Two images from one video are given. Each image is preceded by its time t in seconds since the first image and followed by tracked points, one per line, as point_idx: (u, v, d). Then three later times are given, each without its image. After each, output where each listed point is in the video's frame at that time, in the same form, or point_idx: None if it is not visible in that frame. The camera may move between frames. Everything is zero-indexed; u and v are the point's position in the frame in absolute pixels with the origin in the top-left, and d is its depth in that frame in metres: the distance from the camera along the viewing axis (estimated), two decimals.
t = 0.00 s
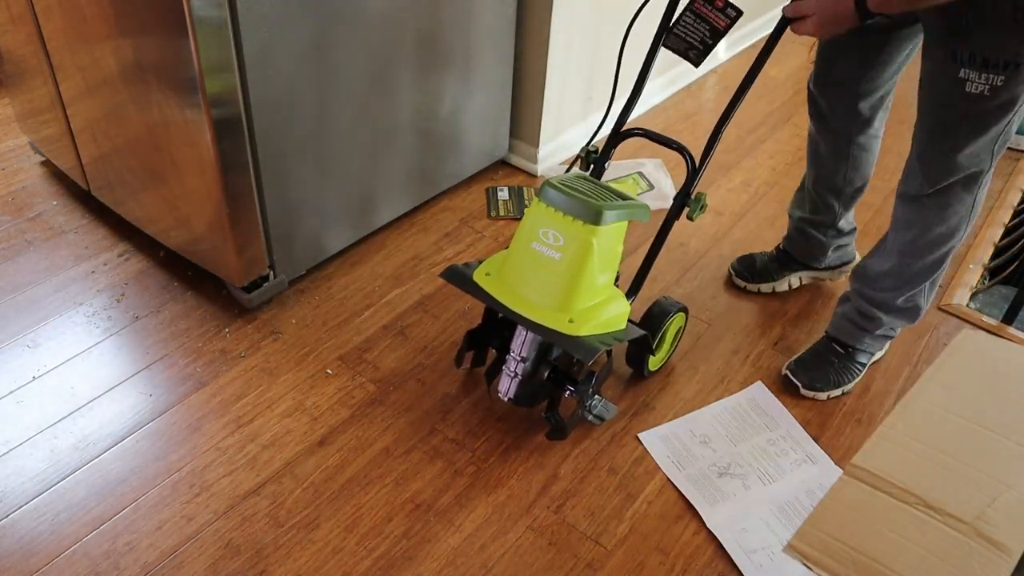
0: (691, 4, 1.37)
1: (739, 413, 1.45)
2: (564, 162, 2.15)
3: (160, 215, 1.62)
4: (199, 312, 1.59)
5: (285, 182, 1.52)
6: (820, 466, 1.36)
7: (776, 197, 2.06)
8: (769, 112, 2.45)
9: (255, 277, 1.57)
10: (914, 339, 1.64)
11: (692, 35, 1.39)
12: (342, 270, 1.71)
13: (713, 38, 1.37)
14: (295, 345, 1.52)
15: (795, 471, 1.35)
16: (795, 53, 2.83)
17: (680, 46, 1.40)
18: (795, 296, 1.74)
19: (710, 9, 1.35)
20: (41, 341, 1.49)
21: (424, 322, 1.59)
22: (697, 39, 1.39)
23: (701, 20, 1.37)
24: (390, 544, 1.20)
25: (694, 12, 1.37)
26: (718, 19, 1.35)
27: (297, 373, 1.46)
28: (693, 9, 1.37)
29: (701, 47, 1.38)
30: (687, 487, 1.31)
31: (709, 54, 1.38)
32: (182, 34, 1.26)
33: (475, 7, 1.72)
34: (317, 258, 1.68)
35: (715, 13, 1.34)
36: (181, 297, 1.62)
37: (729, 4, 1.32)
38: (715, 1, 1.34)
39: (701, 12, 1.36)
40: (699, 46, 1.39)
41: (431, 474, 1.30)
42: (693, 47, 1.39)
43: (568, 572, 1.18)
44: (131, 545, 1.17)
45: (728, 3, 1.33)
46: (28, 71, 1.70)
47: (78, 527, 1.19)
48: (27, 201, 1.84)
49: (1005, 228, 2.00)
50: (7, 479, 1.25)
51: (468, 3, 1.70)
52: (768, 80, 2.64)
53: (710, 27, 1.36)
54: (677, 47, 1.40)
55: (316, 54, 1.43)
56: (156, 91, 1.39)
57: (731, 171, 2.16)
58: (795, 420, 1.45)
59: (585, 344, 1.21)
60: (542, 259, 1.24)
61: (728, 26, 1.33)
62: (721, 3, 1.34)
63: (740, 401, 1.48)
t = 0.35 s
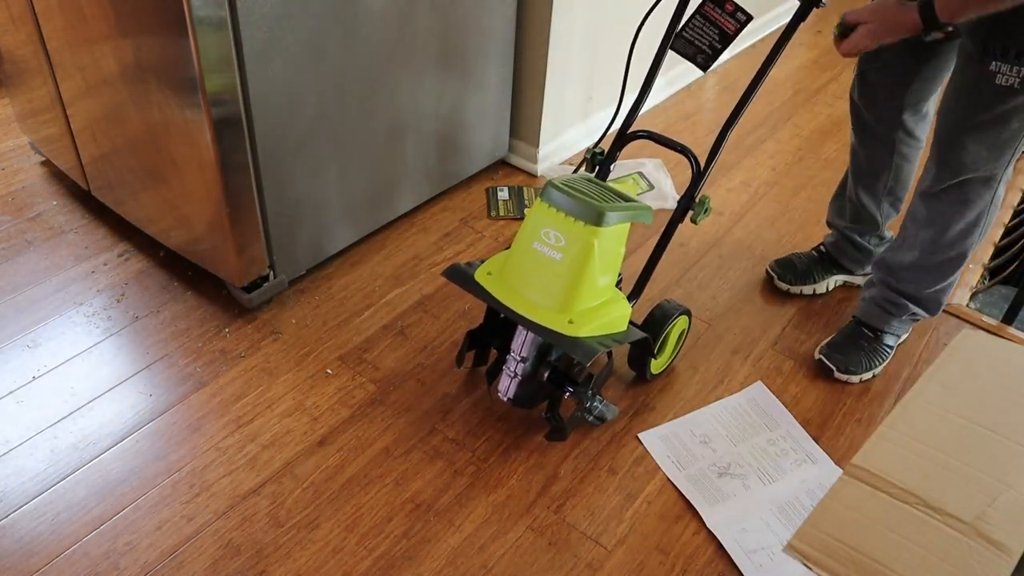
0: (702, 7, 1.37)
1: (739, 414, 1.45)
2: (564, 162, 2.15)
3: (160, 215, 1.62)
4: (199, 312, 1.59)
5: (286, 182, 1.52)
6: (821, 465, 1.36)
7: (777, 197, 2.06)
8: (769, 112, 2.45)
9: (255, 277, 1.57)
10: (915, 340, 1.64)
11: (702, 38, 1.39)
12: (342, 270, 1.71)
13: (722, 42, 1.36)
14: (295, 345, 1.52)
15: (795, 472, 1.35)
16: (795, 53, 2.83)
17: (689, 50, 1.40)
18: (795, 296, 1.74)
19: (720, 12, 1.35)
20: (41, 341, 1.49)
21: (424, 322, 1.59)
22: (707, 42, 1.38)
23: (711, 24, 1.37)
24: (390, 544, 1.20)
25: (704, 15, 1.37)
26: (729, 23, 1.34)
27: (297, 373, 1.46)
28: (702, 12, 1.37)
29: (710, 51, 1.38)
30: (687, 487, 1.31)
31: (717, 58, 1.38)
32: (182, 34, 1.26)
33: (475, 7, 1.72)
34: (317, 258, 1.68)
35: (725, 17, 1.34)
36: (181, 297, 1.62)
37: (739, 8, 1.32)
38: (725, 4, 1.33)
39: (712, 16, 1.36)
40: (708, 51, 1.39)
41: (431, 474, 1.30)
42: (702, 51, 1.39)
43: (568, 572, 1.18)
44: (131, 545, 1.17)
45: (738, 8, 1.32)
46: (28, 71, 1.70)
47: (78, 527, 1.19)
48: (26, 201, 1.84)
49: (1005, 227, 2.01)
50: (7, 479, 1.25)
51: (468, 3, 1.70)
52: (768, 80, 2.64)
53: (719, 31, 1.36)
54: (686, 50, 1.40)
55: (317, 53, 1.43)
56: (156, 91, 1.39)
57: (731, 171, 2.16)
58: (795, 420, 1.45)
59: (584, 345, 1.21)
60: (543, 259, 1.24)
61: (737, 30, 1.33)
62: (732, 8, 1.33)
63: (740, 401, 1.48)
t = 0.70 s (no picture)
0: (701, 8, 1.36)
1: (739, 414, 1.45)
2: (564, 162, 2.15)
3: (160, 215, 1.62)
4: (199, 312, 1.59)
5: (286, 182, 1.52)
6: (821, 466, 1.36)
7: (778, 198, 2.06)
8: (770, 112, 2.45)
9: (255, 277, 1.57)
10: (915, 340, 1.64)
11: (701, 38, 1.38)
12: (342, 270, 1.71)
13: (723, 41, 1.36)
14: (295, 345, 1.52)
15: (795, 471, 1.35)
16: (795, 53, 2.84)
17: (689, 49, 1.39)
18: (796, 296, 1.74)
19: (720, 12, 1.34)
20: (41, 341, 1.49)
21: (424, 322, 1.59)
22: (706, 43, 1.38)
23: (710, 24, 1.36)
24: (390, 544, 1.20)
25: (704, 16, 1.36)
26: (729, 23, 1.34)
27: (297, 373, 1.46)
28: (702, 13, 1.36)
29: (710, 51, 1.38)
30: (687, 487, 1.31)
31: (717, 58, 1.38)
32: (181, 34, 1.26)
33: (476, 8, 1.72)
34: (316, 258, 1.68)
35: (726, 17, 1.34)
36: (181, 297, 1.62)
37: (739, 8, 1.31)
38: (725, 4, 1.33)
39: (712, 16, 1.35)
40: (708, 51, 1.38)
41: (431, 474, 1.30)
42: (701, 50, 1.39)
43: (567, 572, 1.18)
44: (131, 545, 1.17)
45: (738, 8, 1.32)
46: (28, 71, 1.70)
47: (78, 527, 1.19)
48: (27, 201, 1.84)
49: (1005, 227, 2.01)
50: (7, 479, 1.25)
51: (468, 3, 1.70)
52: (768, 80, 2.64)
53: (719, 30, 1.36)
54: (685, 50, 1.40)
55: (316, 54, 1.43)
56: (156, 90, 1.39)
57: (731, 171, 2.16)
58: (796, 420, 1.45)
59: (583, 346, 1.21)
60: (542, 260, 1.23)
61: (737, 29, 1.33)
62: (732, 8, 1.33)
63: (740, 401, 1.48)
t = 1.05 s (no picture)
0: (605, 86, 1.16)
1: (739, 414, 1.45)
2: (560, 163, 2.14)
3: (160, 215, 1.62)
4: (199, 312, 1.59)
5: (285, 184, 1.52)
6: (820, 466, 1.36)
7: (778, 197, 2.07)
8: (769, 112, 2.45)
9: (255, 277, 1.57)
10: (915, 340, 1.64)
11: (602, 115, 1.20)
12: (342, 271, 1.71)
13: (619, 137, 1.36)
14: (295, 345, 1.52)
15: (795, 471, 1.35)
16: (795, 53, 2.84)
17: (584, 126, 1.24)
18: (796, 296, 1.74)
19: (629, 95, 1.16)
20: (41, 341, 1.49)
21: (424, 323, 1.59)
22: (707, 24, 1.37)
23: (707, 5, 1.35)
24: (390, 544, 1.20)
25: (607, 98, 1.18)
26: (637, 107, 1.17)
27: (297, 374, 1.46)
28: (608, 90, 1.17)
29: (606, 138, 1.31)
30: (686, 487, 1.31)
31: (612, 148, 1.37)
32: (182, 34, 1.26)
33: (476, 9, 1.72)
34: (317, 259, 1.68)
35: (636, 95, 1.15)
36: (181, 297, 1.62)
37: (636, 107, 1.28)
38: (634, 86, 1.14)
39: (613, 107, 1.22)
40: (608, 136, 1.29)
41: (431, 474, 1.30)
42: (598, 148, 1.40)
43: (567, 572, 1.18)
44: (131, 545, 1.17)
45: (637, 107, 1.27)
46: (28, 71, 1.70)
47: (78, 527, 1.19)
48: (26, 201, 1.84)
49: (1005, 227, 2.02)
50: (7, 479, 1.25)
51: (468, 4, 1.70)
52: (768, 80, 2.64)
53: (717, 9, 1.35)
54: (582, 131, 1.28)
55: (316, 56, 1.43)
56: (157, 90, 1.39)
57: (730, 171, 2.16)
58: (795, 420, 1.45)
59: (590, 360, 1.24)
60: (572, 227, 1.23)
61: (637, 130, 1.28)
62: None
63: (739, 401, 1.48)
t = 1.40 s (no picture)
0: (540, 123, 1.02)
1: (739, 414, 1.45)
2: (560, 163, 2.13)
3: (160, 215, 1.62)
4: (199, 312, 1.59)
5: (285, 184, 1.51)
6: (820, 466, 1.36)
7: (778, 198, 2.07)
8: (769, 112, 2.45)
9: (255, 277, 1.57)
10: (915, 340, 1.64)
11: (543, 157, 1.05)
12: (342, 271, 1.71)
13: (571, 166, 1.04)
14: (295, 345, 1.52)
15: (795, 471, 1.35)
16: (794, 53, 2.84)
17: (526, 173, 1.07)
18: (795, 296, 1.74)
19: (565, 131, 1.02)
20: (41, 341, 1.49)
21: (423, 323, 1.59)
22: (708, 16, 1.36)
23: None
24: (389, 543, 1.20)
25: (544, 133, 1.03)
26: (577, 144, 1.02)
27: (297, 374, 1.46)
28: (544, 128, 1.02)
29: (556, 174, 1.05)
30: (686, 487, 1.31)
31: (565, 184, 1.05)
32: (182, 34, 1.26)
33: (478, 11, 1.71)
34: (316, 259, 1.68)
35: (572, 138, 1.02)
36: (181, 297, 1.62)
37: (589, 128, 1.00)
38: (570, 121, 1.01)
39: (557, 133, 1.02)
40: (553, 172, 1.06)
41: (430, 474, 1.30)
42: (545, 171, 1.06)
43: (568, 572, 1.18)
44: (131, 545, 1.17)
45: (587, 127, 1.00)
46: (28, 71, 1.70)
47: (78, 527, 1.19)
48: (27, 201, 1.84)
49: (1005, 228, 2.02)
50: (7, 480, 1.25)
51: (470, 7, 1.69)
52: (768, 80, 2.64)
53: None
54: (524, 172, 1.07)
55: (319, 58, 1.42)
56: (156, 90, 1.39)
57: (730, 171, 2.16)
58: (795, 419, 1.45)
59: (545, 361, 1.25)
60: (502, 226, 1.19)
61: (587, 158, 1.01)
62: None
63: (739, 401, 1.48)
